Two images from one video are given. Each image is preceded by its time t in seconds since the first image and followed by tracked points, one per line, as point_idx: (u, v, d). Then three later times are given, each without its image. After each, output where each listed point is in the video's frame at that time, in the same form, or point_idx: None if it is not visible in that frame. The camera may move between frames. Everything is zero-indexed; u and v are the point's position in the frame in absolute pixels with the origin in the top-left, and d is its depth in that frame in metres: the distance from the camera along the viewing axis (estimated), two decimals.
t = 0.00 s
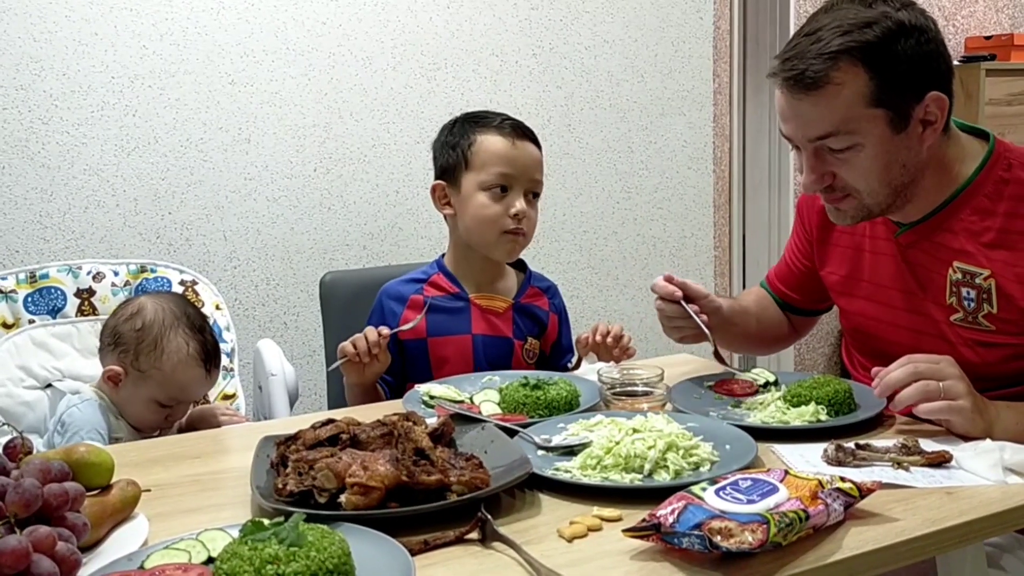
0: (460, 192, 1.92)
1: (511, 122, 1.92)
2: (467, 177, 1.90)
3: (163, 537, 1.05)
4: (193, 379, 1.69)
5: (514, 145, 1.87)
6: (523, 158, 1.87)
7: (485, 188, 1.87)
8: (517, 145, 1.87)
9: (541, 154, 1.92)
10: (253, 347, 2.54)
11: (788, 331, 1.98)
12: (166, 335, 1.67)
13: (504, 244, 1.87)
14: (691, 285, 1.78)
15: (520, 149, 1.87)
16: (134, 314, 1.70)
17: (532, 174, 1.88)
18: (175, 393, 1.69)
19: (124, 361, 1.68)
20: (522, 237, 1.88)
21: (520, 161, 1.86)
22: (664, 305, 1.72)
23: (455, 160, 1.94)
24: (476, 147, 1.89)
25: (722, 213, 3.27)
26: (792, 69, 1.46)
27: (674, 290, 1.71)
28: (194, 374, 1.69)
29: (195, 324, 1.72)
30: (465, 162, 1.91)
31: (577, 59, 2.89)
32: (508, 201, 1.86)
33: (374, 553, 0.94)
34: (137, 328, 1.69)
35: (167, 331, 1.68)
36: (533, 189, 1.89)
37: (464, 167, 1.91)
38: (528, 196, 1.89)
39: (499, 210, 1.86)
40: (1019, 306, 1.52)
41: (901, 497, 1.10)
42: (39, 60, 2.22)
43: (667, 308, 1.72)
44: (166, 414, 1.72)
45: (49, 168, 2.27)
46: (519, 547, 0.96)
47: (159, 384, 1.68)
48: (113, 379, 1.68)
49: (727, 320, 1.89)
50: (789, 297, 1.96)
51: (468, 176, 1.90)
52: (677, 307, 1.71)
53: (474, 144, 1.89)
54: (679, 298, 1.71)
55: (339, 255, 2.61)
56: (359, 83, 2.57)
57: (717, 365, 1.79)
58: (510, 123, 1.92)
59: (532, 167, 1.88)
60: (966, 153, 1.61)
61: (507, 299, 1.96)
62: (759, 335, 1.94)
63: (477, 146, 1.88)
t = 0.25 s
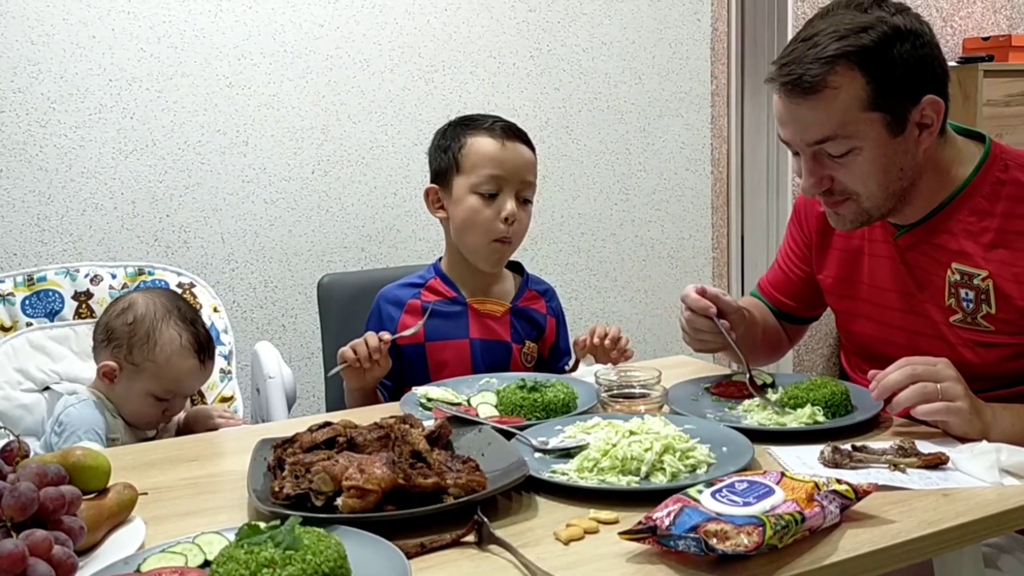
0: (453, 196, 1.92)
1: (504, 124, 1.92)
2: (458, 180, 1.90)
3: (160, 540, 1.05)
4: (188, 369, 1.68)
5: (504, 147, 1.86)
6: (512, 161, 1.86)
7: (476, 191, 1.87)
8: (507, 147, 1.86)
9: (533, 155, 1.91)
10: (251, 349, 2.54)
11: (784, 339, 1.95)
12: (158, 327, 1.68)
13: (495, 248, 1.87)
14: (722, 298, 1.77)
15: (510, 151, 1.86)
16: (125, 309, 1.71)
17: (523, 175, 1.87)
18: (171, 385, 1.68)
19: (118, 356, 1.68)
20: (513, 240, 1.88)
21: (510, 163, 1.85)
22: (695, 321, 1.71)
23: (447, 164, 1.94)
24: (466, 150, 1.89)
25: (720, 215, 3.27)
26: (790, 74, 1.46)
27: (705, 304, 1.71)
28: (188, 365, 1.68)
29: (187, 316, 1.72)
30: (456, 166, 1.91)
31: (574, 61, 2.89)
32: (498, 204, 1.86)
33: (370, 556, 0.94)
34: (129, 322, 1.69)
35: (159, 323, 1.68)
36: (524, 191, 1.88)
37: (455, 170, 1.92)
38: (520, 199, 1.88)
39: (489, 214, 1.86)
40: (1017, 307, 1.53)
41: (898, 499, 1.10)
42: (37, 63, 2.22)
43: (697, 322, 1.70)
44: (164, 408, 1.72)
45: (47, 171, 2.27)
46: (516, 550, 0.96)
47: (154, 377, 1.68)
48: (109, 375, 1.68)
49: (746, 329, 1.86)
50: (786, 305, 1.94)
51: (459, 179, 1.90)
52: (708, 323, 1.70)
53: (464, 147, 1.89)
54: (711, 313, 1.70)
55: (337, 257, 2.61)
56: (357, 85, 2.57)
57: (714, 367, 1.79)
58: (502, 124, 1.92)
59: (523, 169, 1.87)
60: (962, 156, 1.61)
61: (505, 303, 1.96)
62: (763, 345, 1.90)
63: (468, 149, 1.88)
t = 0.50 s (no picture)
0: (450, 197, 1.92)
1: (498, 123, 1.92)
2: (455, 182, 1.90)
3: (159, 540, 1.05)
4: (176, 359, 1.68)
5: (500, 146, 1.86)
6: (508, 161, 1.85)
7: (473, 192, 1.87)
8: (503, 146, 1.86)
9: (529, 153, 1.91)
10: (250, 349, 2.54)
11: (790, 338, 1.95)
12: (144, 320, 1.69)
13: (495, 249, 1.87)
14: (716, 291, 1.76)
15: (506, 151, 1.86)
16: (111, 306, 1.72)
17: (520, 174, 1.87)
18: (162, 376, 1.68)
19: (108, 353, 1.69)
20: (513, 240, 1.88)
21: (506, 163, 1.85)
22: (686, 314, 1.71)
23: (443, 165, 1.94)
24: (462, 151, 1.89)
25: (720, 214, 3.27)
26: (795, 66, 1.46)
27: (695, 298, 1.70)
28: (178, 355, 1.69)
29: (173, 309, 1.74)
30: (452, 167, 1.91)
31: (574, 61, 2.89)
32: (496, 204, 1.86)
33: (369, 556, 0.94)
34: (115, 318, 1.70)
35: (145, 315, 1.69)
36: (522, 190, 1.88)
37: (451, 172, 1.91)
38: (517, 199, 1.88)
39: (487, 215, 1.86)
40: (1016, 304, 1.53)
41: (898, 498, 1.10)
42: (36, 63, 2.22)
43: (687, 314, 1.71)
44: (159, 403, 1.71)
45: (46, 172, 2.27)
46: (515, 550, 0.96)
47: (144, 369, 1.68)
48: (102, 373, 1.68)
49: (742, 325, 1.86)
50: (790, 305, 1.94)
51: (456, 181, 1.90)
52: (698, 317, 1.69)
53: (460, 148, 1.89)
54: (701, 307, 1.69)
55: (336, 258, 2.61)
56: (356, 85, 2.57)
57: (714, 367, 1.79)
58: (497, 123, 1.91)
59: (520, 168, 1.87)
60: (963, 152, 1.61)
61: (507, 302, 1.96)
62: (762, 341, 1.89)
63: (463, 150, 1.88)
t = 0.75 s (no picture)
0: (451, 196, 1.92)
1: (497, 121, 1.92)
2: (456, 181, 1.90)
3: (157, 540, 1.05)
4: (153, 345, 1.67)
5: (501, 144, 1.86)
6: (511, 159, 1.86)
7: (476, 191, 1.87)
8: (504, 144, 1.86)
9: (529, 150, 1.91)
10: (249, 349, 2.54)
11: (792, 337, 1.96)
12: (117, 311, 1.68)
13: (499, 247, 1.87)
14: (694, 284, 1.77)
15: (508, 149, 1.87)
16: (87, 303, 1.73)
17: (522, 172, 1.87)
18: (143, 365, 1.67)
19: (89, 349, 1.69)
20: (516, 238, 1.88)
21: (508, 161, 1.86)
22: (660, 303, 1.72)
23: (444, 164, 1.93)
24: (464, 150, 1.88)
25: (719, 213, 3.27)
26: (789, 61, 1.46)
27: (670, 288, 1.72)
28: (155, 342, 1.67)
29: (147, 297, 1.73)
30: (453, 166, 1.91)
31: (572, 60, 2.89)
32: (499, 203, 1.86)
33: (368, 555, 0.94)
34: (90, 314, 1.71)
35: (118, 307, 1.69)
36: (524, 188, 1.89)
37: (453, 171, 1.91)
38: (520, 197, 1.88)
39: (492, 213, 1.86)
40: (1014, 299, 1.53)
41: (896, 497, 1.10)
42: (33, 63, 2.22)
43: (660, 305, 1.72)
44: (146, 393, 1.70)
45: (44, 171, 2.26)
46: (514, 549, 0.96)
47: (125, 360, 1.67)
48: (86, 370, 1.69)
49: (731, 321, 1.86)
50: (794, 305, 1.95)
51: (457, 180, 1.90)
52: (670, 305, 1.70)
53: (461, 147, 1.89)
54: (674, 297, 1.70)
55: (335, 257, 2.61)
56: (354, 85, 2.57)
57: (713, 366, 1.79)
58: (496, 122, 1.92)
59: (522, 166, 1.87)
60: (959, 150, 1.61)
61: (509, 301, 1.96)
62: (753, 338, 1.90)
63: (465, 149, 1.88)
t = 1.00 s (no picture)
0: (452, 197, 1.92)
1: (498, 122, 1.92)
2: (458, 182, 1.90)
3: (157, 540, 1.05)
4: (154, 343, 1.67)
5: (503, 145, 1.86)
6: (513, 160, 1.86)
7: (478, 193, 1.87)
8: (506, 145, 1.86)
9: (529, 151, 1.91)
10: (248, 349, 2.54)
11: (805, 338, 1.97)
12: (117, 309, 1.68)
13: (501, 248, 1.87)
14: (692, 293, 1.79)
15: (509, 149, 1.87)
16: (86, 301, 1.73)
17: (523, 173, 1.87)
18: (143, 363, 1.67)
19: (88, 348, 1.69)
20: (518, 239, 1.88)
21: (510, 161, 1.86)
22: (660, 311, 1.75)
23: (444, 165, 1.93)
24: (465, 151, 1.88)
25: (718, 213, 3.27)
26: (788, 67, 1.46)
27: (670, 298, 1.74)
28: (155, 340, 1.67)
29: (147, 296, 1.73)
30: (454, 167, 1.91)
31: (571, 60, 2.89)
32: (501, 204, 1.86)
33: (368, 555, 0.94)
34: (89, 312, 1.71)
35: (117, 305, 1.69)
36: (526, 188, 1.89)
37: (454, 172, 1.91)
38: (522, 197, 1.88)
39: (494, 215, 1.86)
40: (1012, 299, 1.53)
41: (897, 496, 1.10)
42: (32, 63, 2.22)
43: (663, 313, 1.74)
44: (146, 392, 1.70)
45: (43, 171, 2.26)
46: (514, 548, 0.96)
47: (125, 359, 1.67)
48: (86, 368, 1.69)
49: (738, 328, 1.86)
50: (799, 306, 1.95)
51: (459, 181, 1.89)
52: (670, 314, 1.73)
53: (462, 148, 1.89)
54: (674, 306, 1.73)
55: (334, 257, 2.61)
56: (353, 84, 2.57)
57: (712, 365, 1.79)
58: (497, 122, 1.92)
59: (524, 167, 1.87)
60: (958, 150, 1.61)
61: (510, 302, 1.96)
62: (760, 343, 1.90)
63: (467, 150, 1.88)
